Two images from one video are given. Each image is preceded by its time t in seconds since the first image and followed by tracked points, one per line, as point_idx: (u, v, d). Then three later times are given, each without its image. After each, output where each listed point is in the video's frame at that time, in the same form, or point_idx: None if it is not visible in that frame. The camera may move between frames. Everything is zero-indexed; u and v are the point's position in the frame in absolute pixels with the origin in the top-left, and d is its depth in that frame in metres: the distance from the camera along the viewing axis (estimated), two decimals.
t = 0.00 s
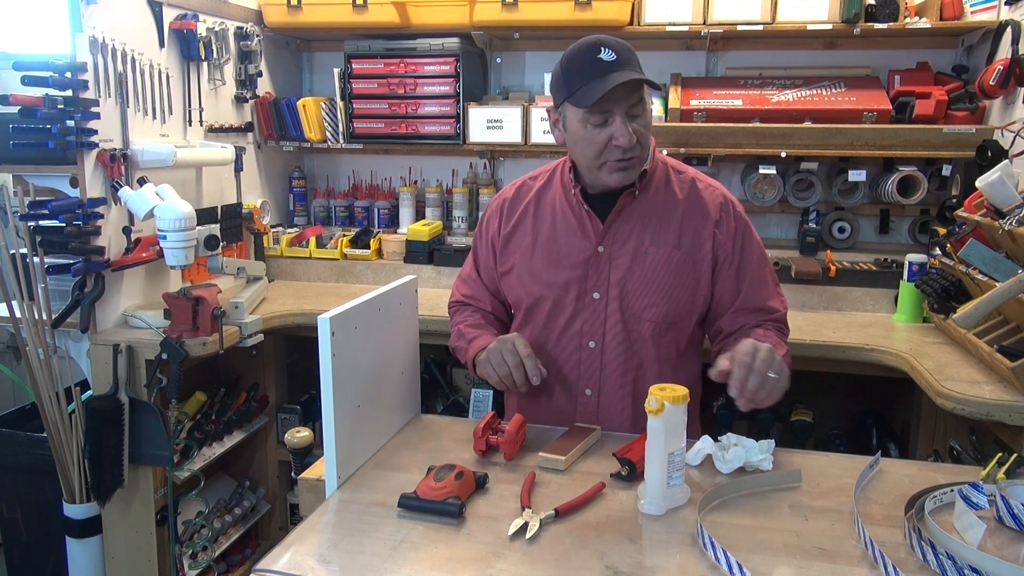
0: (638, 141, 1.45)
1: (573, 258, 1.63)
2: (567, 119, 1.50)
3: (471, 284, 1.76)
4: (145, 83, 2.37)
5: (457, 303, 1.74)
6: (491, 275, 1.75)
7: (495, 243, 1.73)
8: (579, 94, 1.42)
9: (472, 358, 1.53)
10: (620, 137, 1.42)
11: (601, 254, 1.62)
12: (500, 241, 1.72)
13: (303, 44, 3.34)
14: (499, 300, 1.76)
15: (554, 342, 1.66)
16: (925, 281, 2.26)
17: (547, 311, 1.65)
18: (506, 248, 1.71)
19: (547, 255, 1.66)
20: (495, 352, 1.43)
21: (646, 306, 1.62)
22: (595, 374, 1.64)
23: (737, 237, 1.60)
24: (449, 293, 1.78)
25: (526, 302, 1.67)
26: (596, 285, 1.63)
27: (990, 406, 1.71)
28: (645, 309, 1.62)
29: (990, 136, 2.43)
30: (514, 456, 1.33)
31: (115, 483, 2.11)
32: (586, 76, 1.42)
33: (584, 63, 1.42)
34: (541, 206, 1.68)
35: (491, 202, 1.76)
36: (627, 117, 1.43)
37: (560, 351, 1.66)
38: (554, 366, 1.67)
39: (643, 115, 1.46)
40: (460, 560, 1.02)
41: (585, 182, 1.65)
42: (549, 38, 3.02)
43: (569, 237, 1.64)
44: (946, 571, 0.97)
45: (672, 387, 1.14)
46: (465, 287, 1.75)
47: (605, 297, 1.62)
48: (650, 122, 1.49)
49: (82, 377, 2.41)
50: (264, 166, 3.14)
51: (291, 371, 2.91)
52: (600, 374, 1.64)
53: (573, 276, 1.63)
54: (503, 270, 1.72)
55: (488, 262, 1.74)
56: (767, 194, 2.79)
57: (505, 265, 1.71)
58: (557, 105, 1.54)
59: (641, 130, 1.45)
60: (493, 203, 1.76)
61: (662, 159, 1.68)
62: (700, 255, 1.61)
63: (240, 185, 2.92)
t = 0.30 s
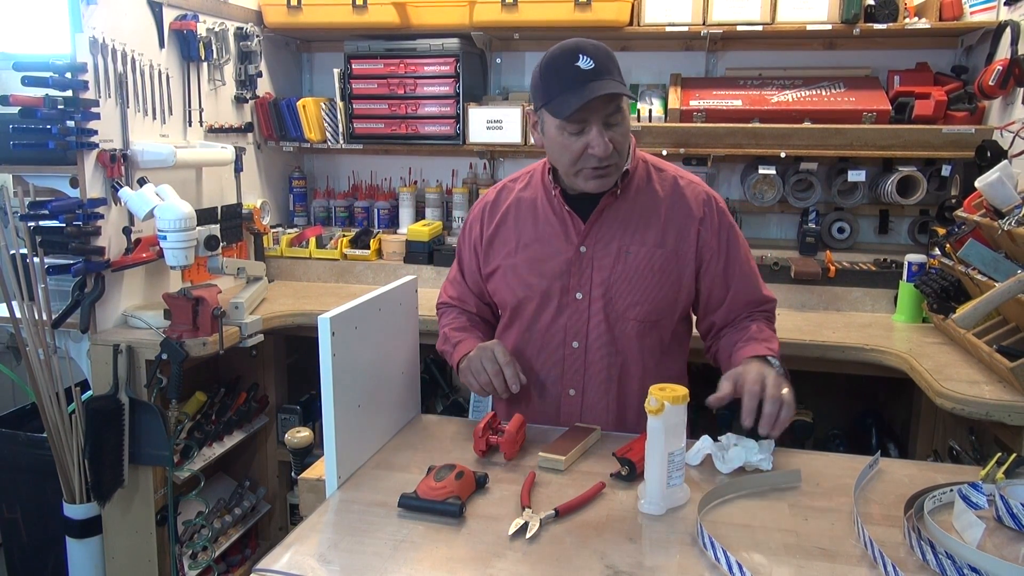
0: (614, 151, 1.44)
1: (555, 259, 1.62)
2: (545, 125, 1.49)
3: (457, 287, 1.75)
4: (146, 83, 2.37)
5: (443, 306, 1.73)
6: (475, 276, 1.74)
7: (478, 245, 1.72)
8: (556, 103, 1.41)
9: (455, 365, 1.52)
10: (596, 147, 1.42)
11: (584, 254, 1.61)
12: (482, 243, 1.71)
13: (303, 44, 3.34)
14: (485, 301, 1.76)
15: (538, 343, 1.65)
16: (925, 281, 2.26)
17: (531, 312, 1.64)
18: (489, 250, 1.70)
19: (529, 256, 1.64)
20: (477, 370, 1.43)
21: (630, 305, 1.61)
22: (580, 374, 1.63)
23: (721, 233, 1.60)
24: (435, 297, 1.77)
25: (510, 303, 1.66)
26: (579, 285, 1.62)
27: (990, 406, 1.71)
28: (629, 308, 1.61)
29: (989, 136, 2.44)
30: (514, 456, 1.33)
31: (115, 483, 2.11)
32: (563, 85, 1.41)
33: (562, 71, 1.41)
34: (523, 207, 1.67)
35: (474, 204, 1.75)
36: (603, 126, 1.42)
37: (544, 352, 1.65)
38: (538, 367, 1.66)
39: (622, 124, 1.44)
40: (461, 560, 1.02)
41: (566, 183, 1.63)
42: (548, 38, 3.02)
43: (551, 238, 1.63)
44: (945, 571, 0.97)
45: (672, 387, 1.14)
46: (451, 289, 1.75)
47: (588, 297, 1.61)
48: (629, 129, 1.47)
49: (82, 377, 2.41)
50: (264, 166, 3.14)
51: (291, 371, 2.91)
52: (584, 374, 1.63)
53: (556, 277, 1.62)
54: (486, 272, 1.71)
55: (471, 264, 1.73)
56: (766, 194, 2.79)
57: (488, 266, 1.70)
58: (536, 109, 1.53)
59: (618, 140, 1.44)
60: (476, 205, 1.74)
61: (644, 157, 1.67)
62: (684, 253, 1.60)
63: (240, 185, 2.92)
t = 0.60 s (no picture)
0: (590, 144, 1.44)
1: (547, 260, 1.61)
2: (523, 121, 1.49)
3: (448, 293, 1.72)
4: (145, 84, 2.37)
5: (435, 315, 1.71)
6: (467, 281, 1.72)
7: (468, 250, 1.71)
8: (530, 98, 1.42)
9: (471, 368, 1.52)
10: (570, 142, 1.41)
11: (577, 255, 1.60)
12: (472, 247, 1.70)
13: (303, 44, 3.35)
14: (478, 306, 1.74)
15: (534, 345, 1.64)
16: (924, 281, 2.26)
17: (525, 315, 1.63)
18: (480, 253, 1.68)
19: (521, 258, 1.63)
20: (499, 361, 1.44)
21: (624, 304, 1.61)
22: (576, 374, 1.63)
23: (709, 228, 1.61)
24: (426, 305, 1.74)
25: (503, 306, 1.65)
26: (573, 286, 1.61)
27: (990, 406, 1.72)
28: (623, 307, 1.60)
29: (988, 137, 2.44)
30: (514, 456, 1.33)
31: (115, 483, 2.11)
32: (535, 80, 1.41)
33: (534, 65, 1.41)
34: (514, 210, 1.65)
35: (462, 209, 1.73)
36: (577, 120, 1.42)
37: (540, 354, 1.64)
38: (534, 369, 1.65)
39: (597, 118, 1.44)
40: (461, 560, 1.02)
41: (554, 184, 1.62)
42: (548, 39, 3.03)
43: (542, 239, 1.61)
44: (945, 571, 0.97)
45: (671, 387, 1.14)
46: (442, 297, 1.72)
47: (582, 297, 1.61)
48: (607, 124, 1.46)
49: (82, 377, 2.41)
50: (264, 166, 3.14)
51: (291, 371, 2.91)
52: (580, 373, 1.63)
53: (549, 278, 1.61)
54: (477, 276, 1.69)
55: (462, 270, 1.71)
56: (766, 194, 2.79)
57: (480, 270, 1.68)
58: (516, 106, 1.53)
59: (594, 134, 1.44)
60: (465, 210, 1.72)
61: (630, 156, 1.67)
62: (675, 250, 1.60)
63: (240, 185, 2.92)
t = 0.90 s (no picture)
0: (580, 141, 1.44)
1: (546, 261, 1.60)
2: (514, 120, 1.50)
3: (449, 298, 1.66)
4: (145, 84, 2.37)
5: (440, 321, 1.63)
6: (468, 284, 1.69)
7: (467, 253, 1.67)
8: (519, 98, 1.42)
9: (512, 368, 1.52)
10: (560, 139, 1.42)
11: (576, 254, 1.60)
12: (470, 250, 1.67)
13: (303, 44, 3.35)
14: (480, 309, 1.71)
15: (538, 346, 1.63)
16: (924, 282, 2.26)
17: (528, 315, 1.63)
18: (480, 256, 1.66)
19: (521, 260, 1.62)
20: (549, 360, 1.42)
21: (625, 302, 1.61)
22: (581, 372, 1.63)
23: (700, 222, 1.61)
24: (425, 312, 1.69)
25: (506, 308, 1.64)
26: (574, 285, 1.61)
27: (990, 406, 1.71)
28: (624, 305, 1.60)
29: (988, 137, 2.43)
30: (514, 456, 1.33)
31: (115, 483, 2.10)
32: (522, 78, 1.41)
33: (521, 63, 1.41)
34: (513, 212, 1.64)
35: (457, 212, 1.70)
36: (566, 117, 1.42)
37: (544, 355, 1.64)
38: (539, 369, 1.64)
39: (587, 115, 1.44)
40: (461, 560, 1.02)
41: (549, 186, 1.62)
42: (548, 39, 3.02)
43: (542, 240, 1.61)
44: (944, 571, 0.97)
45: (671, 387, 1.14)
46: (443, 304, 1.65)
47: (584, 296, 1.61)
48: (598, 121, 1.46)
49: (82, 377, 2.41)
50: (264, 167, 3.14)
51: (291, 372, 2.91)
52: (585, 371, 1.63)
53: (550, 278, 1.61)
54: (478, 279, 1.67)
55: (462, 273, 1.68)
56: (766, 194, 2.79)
57: (480, 273, 1.66)
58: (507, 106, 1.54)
59: (584, 131, 1.44)
60: (461, 213, 1.69)
61: (621, 153, 1.67)
62: (670, 245, 1.61)
63: (239, 186, 2.92)
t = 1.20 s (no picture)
0: (573, 136, 1.43)
1: (540, 262, 1.60)
2: (507, 115, 1.49)
3: (445, 297, 1.68)
4: (145, 85, 2.37)
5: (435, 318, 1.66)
6: (466, 283, 1.70)
7: (466, 252, 1.69)
8: (512, 94, 1.42)
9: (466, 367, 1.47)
10: (553, 134, 1.42)
11: (571, 256, 1.59)
12: (468, 249, 1.68)
13: (303, 45, 3.35)
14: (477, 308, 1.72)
15: (530, 346, 1.64)
16: (924, 283, 2.26)
17: (522, 317, 1.63)
18: (477, 255, 1.67)
19: (516, 261, 1.62)
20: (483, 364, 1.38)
21: (618, 306, 1.60)
22: (573, 375, 1.63)
23: (699, 228, 1.58)
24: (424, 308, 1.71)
25: (500, 308, 1.64)
26: (567, 287, 1.60)
27: (989, 407, 1.71)
28: (617, 309, 1.60)
29: (988, 137, 2.43)
30: (514, 456, 1.33)
31: (115, 484, 2.10)
32: (516, 73, 1.40)
33: (516, 59, 1.40)
34: (511, 212, 1.64)
35: (458, 211, 1.71)
36: (560, 112, 1.42)
37: (537, 355, 1.64)
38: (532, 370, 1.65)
39: (582, 111, 1.43)
40: (460, 561, 1.02)
41: (547, 186, 1.61)
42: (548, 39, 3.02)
43: (537, 240, 1.61)
44: (945, 572, 0.97)
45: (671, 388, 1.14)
46: (439, 301, 1.68)
47: (577, 299, 1.60)
48: (592, 117, 1.45)
49: (82, 378, 2.41)
50: (264, 167, 3.14)
51: (291, 372, 2.91)
52: (577, 374, 1.63)
53: (544, 279, 1.61)
54: (474, 278, 1.68)
55: (460, 271, 1.69)
56: (766, 194, 2.79)
57: (476, 272, 1.68)
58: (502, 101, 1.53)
59: (577, 126, 1.43)
60: (462, 210, 1.70)
61: (624, 154, 1.66)
62: (667, 250, 1.59)
63: (239, 186, 2.92)
